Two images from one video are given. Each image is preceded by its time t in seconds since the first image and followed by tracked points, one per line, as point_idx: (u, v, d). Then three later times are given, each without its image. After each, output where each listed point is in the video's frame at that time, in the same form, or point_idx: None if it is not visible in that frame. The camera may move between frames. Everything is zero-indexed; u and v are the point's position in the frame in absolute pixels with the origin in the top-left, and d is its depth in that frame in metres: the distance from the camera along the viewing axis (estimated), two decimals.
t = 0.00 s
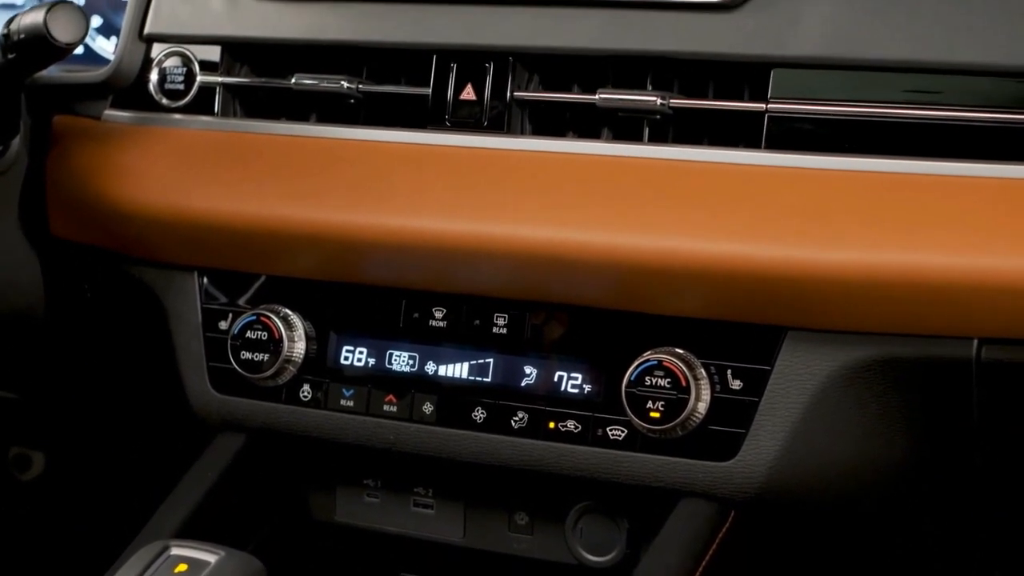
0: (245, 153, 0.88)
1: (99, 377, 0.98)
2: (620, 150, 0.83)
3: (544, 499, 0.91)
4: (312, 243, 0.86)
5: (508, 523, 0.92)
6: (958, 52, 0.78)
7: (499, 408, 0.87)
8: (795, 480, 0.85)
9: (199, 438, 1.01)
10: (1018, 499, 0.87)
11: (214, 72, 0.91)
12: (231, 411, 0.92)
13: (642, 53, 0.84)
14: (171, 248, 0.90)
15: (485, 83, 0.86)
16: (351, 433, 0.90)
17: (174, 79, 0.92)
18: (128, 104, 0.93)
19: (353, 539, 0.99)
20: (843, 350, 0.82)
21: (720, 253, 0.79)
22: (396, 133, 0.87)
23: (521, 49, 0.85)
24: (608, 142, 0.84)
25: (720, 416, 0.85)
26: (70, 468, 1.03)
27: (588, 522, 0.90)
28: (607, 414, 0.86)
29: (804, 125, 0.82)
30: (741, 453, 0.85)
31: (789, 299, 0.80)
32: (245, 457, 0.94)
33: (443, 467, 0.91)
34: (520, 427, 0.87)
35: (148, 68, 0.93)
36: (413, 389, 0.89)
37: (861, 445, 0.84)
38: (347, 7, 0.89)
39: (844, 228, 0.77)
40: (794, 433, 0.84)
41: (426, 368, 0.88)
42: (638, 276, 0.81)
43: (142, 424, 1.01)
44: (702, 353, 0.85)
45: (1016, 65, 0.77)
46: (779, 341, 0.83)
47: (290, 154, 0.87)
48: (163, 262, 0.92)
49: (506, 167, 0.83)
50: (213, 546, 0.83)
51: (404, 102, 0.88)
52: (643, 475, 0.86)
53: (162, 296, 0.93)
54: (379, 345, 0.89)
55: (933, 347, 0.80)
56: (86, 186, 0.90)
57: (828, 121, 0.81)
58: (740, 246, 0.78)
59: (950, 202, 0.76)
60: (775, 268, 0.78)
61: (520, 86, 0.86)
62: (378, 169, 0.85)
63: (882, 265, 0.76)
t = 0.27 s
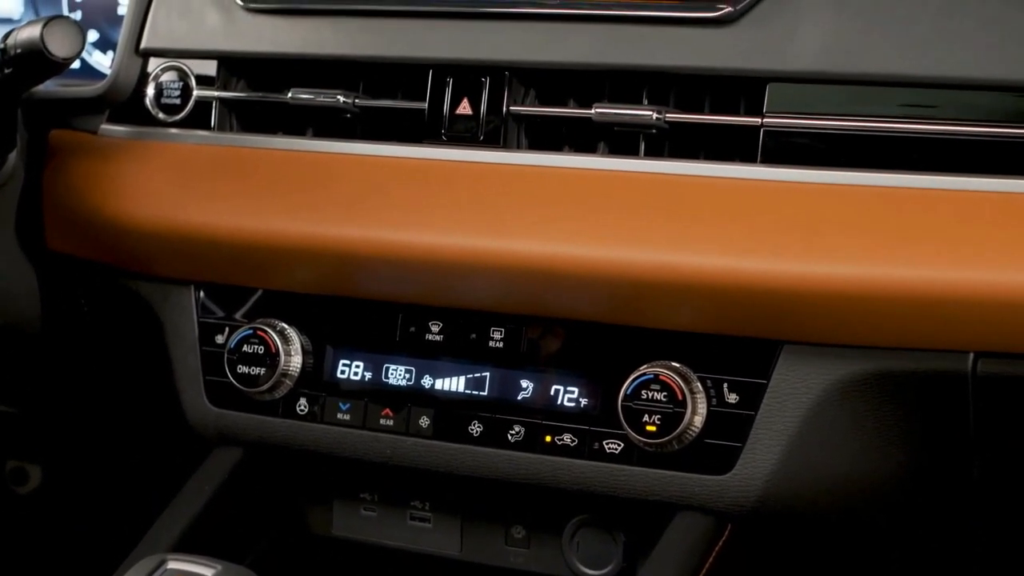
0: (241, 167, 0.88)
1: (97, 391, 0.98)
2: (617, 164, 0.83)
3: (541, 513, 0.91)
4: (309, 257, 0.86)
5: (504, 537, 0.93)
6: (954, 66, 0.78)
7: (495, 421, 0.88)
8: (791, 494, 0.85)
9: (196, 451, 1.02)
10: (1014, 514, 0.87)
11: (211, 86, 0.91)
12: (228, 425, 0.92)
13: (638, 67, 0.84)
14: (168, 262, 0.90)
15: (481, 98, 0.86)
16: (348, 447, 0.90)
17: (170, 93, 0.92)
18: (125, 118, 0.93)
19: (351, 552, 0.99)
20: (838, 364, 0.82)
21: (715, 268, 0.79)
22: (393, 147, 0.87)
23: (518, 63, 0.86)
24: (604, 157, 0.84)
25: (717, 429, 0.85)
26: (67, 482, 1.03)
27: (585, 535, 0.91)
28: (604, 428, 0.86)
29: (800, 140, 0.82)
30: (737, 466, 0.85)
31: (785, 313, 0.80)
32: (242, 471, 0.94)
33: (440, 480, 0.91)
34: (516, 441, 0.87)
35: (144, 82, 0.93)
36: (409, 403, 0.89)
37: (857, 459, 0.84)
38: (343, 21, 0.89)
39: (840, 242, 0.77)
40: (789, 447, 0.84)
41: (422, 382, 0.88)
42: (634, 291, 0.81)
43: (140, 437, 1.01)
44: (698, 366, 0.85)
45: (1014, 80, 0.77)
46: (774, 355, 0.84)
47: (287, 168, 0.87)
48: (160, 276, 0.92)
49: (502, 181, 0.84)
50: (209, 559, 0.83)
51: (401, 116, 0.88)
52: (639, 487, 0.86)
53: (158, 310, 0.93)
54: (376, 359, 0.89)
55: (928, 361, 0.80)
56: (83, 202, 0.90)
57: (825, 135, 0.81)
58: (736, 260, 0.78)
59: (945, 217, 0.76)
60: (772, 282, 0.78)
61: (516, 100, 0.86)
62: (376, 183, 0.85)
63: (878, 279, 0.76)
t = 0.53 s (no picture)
0: (237, 183, 0.88)
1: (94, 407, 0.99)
2: (612, 181, 0.84)
3: (536, 529, 0.92)
4: (305, 273, 0.86)
5: (500, 552, 0.93)
6: (948, 83, 0.78)
7: (491, 438, 0.88)
8: (786, 511, 0.85)
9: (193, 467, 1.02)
10: (1008, 530, 0.87)
11: (207, 104, 0.92)
12: (224, 441, 0.92)
13: (633, 84, 0.84)
14: (165, 278, 0.90)
15: (477, 115, 0.87)
16: (343, 463, 0.90)
17: (166, 111, 0.92)
18: (122, 135, 0.94)
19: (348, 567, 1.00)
20: (833, 379, 0.82)
21: (710, 284, 0.79)
22: (388, 164, 0.87)
23: (512, 81, 0.86)
24: (599, 173, 0.85)
25: (712, 446, 0.85)
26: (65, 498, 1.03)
27: (580, 550, 0.91)
28: (599, 444, 0.86)
29: (795, 156, 0.82)
30: (732, 483, 0.85)
31: (780, 329, 0.80)
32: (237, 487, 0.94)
33: (436, 496, 0.91)
34: (512, 457, 0.87)
35: (140, 99, 0.94)
36: (405, 419, 0.89)
37: (851, 475, 0.84)
38: (338, 38, 0.89)
39: (835, 260, 0.77)
40: (785, 463, 0.84)
41: (418, 399, 0.89)
42: (629, 307, 0.81)
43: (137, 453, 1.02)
44: (693, 383, 0.85)
45: (1009, 96, 0.77)
46: (769, 371, 0.84)
47: (283, 184, 0.87)
48: (156, 292, 0.92)
49: (498, 198, 0.84)
50: None
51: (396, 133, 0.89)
52: (634, 503, 0.86)
53: (154, 326, 0.93)
54: (372, 376, 0.90)
55: (923, 377, 0.80)
56: (80, 219, 0.90)
57: (819, 152, 0.81)
58: (731, 277, 0.79)
59: (939, 234, 0.77)
60: (766, 299, 0.78)
61: (511, 117, 0.86)
62: (371, 200, 0.85)
63: (872, 295, 0.76)
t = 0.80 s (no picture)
0: (234, 198, 0.88)
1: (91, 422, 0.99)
2: (608, 196, 0.84)
3: (532, 544, 0.92)
4: (301, 288, 0.86)
5: (497, 567, 0.94)
6: (943, 98, 0.78)
7: (487, 452, 0.88)
8: (782, 525, 0.85)
9: (190, 481, 1.02)
10: (1004, 544, 0.87)
11: (203, 118, 0.92)
12: (221, 455, 0.93)
13: (629, 99, 0.84)
14: (161, 293, 0.90)
15: (474, 129, 0.87)
16: (340, 477, 0.90)
17: (163, 125, 0.93)
18: (119, 149, 0.94)
19: None
20: (829, 394, 0.82)
21: (706, 299, 0.79)
22: (385, 179, 0.87)
23: (509, 96, 0.86)
24: (595, 188, 0.85)
25: (709, 460, 0.85)
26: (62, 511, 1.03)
27: (575, 564, 0.91)
28: (595, 458, 0.86)
29: (790, 171, 0.82)
30: (729, 497, 0.85)
31: (776, 344, 0.80)
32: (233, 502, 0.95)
33: (432, 510, 0.91)
34: (508, 471, 0.87)
35: (137, 115, 0.94)
36: (401, 434, 0.89)
37: (847, 489, 0.85)
38: (335, 52, 0.89)
39: (830, 275, 0.77)
40: (781, 478, 0.84)
41: (415, 413, 0.89)
42: (625, 322, 0.82)
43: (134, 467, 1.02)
44: (689, 398, 0.85)
45: (1002, 112, 0.77)
46: (765, 386, 0.84)
47: (279, 199, 0.87)
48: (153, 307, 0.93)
49: (494, 213, 0.84)
50: None
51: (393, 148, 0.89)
52: (630, 517, 0.86)
53: (152, 340, 0.94)
54: (368, 390, 0.90)
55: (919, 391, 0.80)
56: (78, 234, 0.91)
57: (814, 167, 0.82)
58: (726, 291, 0.79)
59: (934, 250, 0.77)
60: (762, 314, 0.78)
61: (508, 133, 0.87)
62: (368, 215, 0.86)
63: (867, 310, 0.76)
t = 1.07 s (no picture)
0: (231, 217, 0.88)
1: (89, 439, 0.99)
2: (604, 214, 0.84)
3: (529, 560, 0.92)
4: (298, 305, 0.86)
5: None
6: (938, 116, 0.79)
7: (483, 469, 0.88)
8: (777, 542, 0.86)
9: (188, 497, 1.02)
10: (1000, 560, 0.87)
11: (200, 136, 0.92)
12: (218, 472, 0.93)
13: (625, 117, 0.84)
14: (158, 310, 0.90)
15: (470, 148, 0.87)
16: (337, 494, 0.91)
17: (160, 143, 0.93)
18: (116, 167, 0.94)
19: None
20: (825, 412, 0.83)
21: (702, 317, 0.79)
22: (381, 197, 0.87)
23: (505, 114, 0.86)
24: (592, 206, 0.85)
25: (705, 477, 0.85)
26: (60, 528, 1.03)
27: None
28: (592, 475, 0.86)
29: (784, 188, 0.82)
30: (725, 515, 0.85)
31: (772, 361, 0.80)
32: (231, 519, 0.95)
33: (429, 527, 0.91)
34: (505, 488, 0.87)
35: (134, 132, 0.94)
36: (398, 451, 0.89)
37: (842, 506, 0.85)
38: (332, 70, 0.89)
39: (826, 293, 0.78)
40: (777, 495, 0.85)
41: (411, 430, 0.89)
42: (622, 339, 0.82)
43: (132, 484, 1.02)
44: (686, 415, 0.85)
45: (996, 130, 0.78)
46: (762, 403, 0.84)
47: (276, 217, 0.88)
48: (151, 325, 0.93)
49: (491, 231, 0.84)
50: None
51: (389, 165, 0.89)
52: (627, 534, 0.86)
53: (149, 357, 0.94)
54: (365, 408, 0.90)
55: (915, 409, 0.80)
56: (75, 251, 0.91)
57: (811, 185, 0.81)
58: (722, 309, 0.79)
59: (930, 268, 0.77)
60: (758, 331, 0.79)
61: (504, 150, 0.87)
62: (364, 233, 0.86)
63: (863, 328, 0.77)
